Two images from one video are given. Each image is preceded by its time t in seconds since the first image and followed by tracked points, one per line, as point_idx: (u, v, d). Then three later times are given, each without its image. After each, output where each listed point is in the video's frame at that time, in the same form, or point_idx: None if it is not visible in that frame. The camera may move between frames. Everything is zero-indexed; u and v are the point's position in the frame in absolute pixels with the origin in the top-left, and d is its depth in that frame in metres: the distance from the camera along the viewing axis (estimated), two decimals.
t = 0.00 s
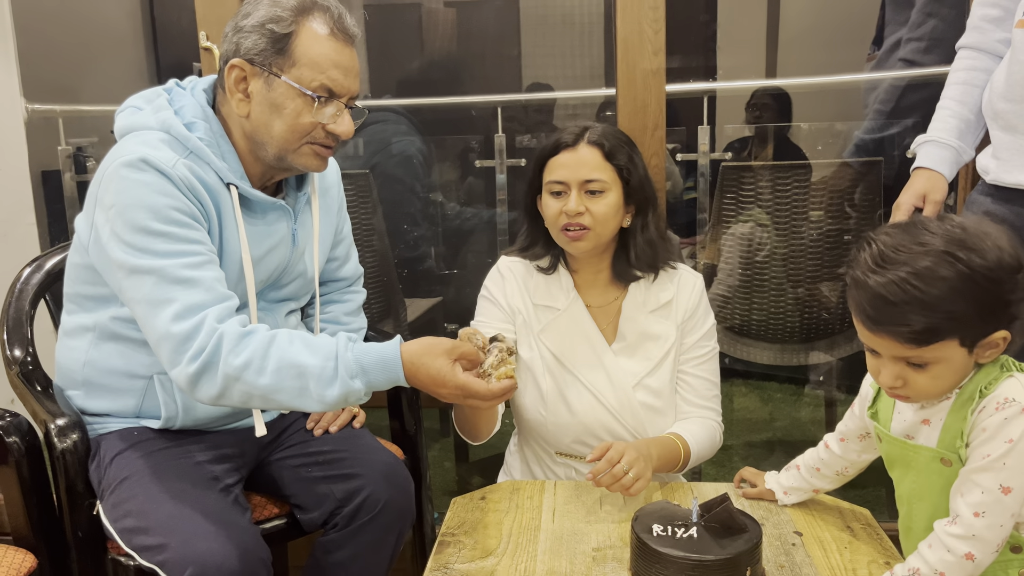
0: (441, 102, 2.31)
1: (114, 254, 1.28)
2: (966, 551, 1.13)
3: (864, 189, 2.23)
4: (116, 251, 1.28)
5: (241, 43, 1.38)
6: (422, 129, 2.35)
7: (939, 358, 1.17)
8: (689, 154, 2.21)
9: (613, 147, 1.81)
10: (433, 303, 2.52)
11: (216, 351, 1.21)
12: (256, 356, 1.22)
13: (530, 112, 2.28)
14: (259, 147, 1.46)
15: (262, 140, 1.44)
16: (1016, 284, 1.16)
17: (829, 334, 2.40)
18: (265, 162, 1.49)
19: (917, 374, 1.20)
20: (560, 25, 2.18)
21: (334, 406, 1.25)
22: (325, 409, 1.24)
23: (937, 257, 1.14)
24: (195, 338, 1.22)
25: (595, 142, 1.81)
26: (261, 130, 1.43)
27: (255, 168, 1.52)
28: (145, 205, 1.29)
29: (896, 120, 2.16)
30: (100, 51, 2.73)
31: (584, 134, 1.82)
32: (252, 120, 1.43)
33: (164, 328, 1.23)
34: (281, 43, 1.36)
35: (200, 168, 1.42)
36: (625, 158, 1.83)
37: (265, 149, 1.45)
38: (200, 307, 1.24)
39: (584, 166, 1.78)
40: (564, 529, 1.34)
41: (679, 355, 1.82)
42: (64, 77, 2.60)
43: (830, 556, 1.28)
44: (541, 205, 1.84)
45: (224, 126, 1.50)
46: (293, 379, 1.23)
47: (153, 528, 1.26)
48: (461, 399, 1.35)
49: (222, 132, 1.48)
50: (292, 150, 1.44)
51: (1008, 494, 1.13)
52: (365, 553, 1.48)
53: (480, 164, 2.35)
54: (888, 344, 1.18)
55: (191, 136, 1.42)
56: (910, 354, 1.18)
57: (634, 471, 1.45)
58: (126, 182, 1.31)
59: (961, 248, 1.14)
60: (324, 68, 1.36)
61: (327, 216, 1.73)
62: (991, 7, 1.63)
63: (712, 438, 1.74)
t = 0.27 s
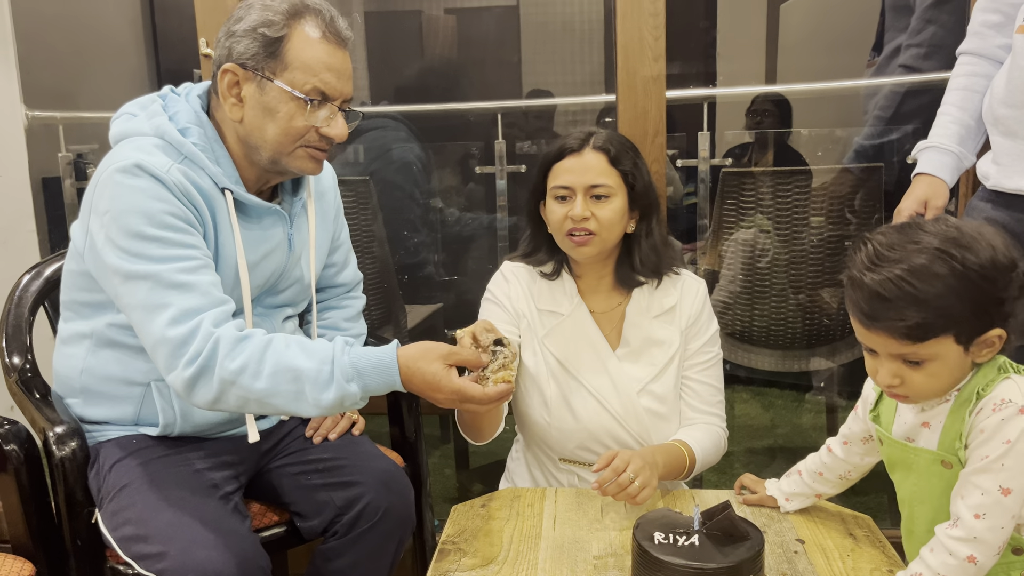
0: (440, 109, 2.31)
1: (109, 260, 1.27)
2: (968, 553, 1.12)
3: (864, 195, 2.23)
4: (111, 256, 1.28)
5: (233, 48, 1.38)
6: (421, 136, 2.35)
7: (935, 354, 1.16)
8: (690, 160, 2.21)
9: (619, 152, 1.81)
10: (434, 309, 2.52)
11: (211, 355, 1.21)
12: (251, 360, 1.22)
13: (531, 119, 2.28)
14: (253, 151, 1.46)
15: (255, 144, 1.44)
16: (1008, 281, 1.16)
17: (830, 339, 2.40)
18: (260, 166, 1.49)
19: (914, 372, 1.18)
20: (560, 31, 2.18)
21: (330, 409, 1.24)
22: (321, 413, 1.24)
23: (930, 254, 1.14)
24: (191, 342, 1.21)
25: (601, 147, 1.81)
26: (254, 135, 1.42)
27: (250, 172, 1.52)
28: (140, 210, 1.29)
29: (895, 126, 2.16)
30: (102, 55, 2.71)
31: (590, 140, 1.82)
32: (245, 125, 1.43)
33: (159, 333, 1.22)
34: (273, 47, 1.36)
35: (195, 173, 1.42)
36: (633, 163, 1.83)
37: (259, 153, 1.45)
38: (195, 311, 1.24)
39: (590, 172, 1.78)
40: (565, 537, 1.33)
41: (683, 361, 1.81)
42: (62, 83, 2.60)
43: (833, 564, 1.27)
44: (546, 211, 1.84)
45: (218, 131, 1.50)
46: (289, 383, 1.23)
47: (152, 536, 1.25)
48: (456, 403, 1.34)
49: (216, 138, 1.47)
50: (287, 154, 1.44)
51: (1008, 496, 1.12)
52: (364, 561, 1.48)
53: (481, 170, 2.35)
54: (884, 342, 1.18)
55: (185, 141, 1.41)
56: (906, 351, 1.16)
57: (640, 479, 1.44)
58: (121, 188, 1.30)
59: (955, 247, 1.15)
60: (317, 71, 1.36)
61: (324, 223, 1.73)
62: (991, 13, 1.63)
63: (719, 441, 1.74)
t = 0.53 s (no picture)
0: (438, 120, 2.31)
1: (102, 271, 1.27)
2: (972, 564, 1.12)
3: (863, 204, 2.23)
4: (105, 267, 1.27)
5: (222, 56, 1.37)
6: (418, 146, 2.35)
7: (934, 357, 1.16)
8: (688, 170, 2.22)
9: (624, 162, 1.80)
10: (433, 319, 2.51)
11: (208, 364, 1.20)
12: (248, 369, 1.21)
13: (529, 128, 2.28)
14: (244, 159, 1.45)
15: (246, 151, 1.43)
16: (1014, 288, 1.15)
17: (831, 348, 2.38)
18: (252, 174, 1.48)
19: (914, 373, 1.18)
20: (558, 40, 2.18)
21: (328, 417, 1.23)
22: (318, 421, 1.23)
23: (938, 256, 1.14)
24: (187, 351, 1.21)
25: (606, 157, 1.80)
26: (245, 142, 1.42)
27: (243, 180, 1.51)
28: (133, 221, 1.28)
29: (893, 135, 2.18)
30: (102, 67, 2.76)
31: (595, 150, 1.81)
32: (236, 132, 1.42)
33: (154, 343, 1.21)
34: (262, 53, 1.35)
35: (187, 183, 1.41)
36: (636, 173, 1.82)
37: (251, 160, 1.44)
38: (190, 320, 1.23)
39: (595, 182, 1.76)
40: (565, 549, 1.32)
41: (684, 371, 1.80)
42: (56, 94, 2.59)
43: None
44: (549, 220, 1.82)
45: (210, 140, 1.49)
46: (286, 392, 1.22)
47: (146, 550, 1.24)
48: (457, 407, 1.32)
49: (208, 148, 1.47)
50: (278, 161, 1.44)
51: (1014, 506, 1.11)
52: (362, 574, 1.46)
53: (480, 180, 2.35)
54: (883, 340, 1.18)
55: (177, 151, 1.41)
56: (905, 351, 1.16)
57: (644, 490, 1.42)
58: (113, 198, 1.30)
59: (964, 251, 1.14)
60: (306, 77, 1.36)
61: (319, 233, 1.72)
62: (988, 22, 1.63)
63: (721, 451, 1.72)
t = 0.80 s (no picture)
0: (431, 146, 2.36)
1: (95, 302, 1.26)
2: None
3: (857, 235, 2.29)
4: (98, 298, 1.26)
5: (216, 84, 1.38)
6: (412, 177, 2.39)
7: (971, 357, 1.15)
8: (684, 198, 2.20)
9: (622, 192, 1.80)
10: (427, 348, 2.50)
11: (203, 395, 1.20)
12: (243, 399, 1.20)
13: (526, 158, 2.34)
14: (238, 187, 1.45)
15: (240, 180, 1.43)
16: None
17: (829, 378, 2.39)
18: (246, 203, 1.48)
19: (946, 373, 1.18)
20: (553, 71, 2.20)
21: (323, 448, 1.22)
22: (314, 452, 1.21)
23: (1004, 261, 1.14)
24: (181, 382, 1.21)
25: (603, 186, 1.79)
26: (238, 170, 1.42)
27: (236, 210, 1.51)
28: (127, 251, 1.27)
29: (885, 166, 2.24)
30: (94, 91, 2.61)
31: (591, 179, 1.80)
32: (229, 161, 1.42)
33: (150, 374, 1.21)
34: (255, 83, 1.35)
35: (180, 212, 1.40)
36: (633, 203, 1.82)
37: (244, 188, 1.44)
38: (185, 351, 1.23)
39: (592, 211, 1.76)
40: None
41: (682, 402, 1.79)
42: (53, 121, 2.58)
43: None
44: (546, 247, 1.81)
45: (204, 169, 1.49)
46: (282, 422, 1.21)
47: None
48: (460, 427, 1.29)
49: (202, 176, 1.46)
50: (271, 189, 1.43)
51: (1016, 534, 1.12)
52: None
53: (475, 209, 2.42)
54: (924, 331, 1.17)
55: (171, 181, 1.40)
56: (943, 345, 1.16)
57: (644, 522, 1.41)
58: (106, 228, 1.29)
59: None
60: (299, 105, 1.37)
61: (311, 263, 1.71)
62: (982, 53, 1.63)
63: (719, 483, 1.71)
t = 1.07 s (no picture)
0: (433, 160, 2.33)
1: (90, 309, 1.24)
2: None
3: (859, 244, 2.25)
4: (93, 305, 1.25)
5: (213, 93, 1.37)
6: (410, 189, 2.37)
7: (1008, 350, 1.13)
8: (682, 211, 2.25)
9: (617, 201, 1.81)
10: (426, 360, 2.49)
11: (200, 402, 1.18)
12: (240, 406, 1.19)
13: (524, 170, 2.30)
14: (235, 196, 1.45)
15: (238, 188, 1.43)
16: None
17: (830, 391, 2.35)
18: (244, 211, 1.48)
19: (990, 375, 1.15)
20: (552, 83, 2.20)
21: (322, 453, 1.21)
22: (312, 457, 1.20)
23: (1000, 252, 1.16)
24: (178, 389, 1.19)
25: (599, 196, 1.80)
26: (236, 178, 1.41)
27: (234, 219, 1.51)
28: (123, 258, 1.27)
29: (886, 176, 2.22)
30: (97, 107, 2.63)
31: (586, 188, 1.81)
32: (227, 168, 1.42)
33: (145, 381, 1.19)
34: (253, 90, 1.35)
35: (176, 220, 1.40)
36: (629, 211, 1.82)
37: (242, 197, 1.44)
38: (182, 358, 1.21)
39: (587, 219, 1.76)
40: None
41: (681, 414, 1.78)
42: (48, 134, 2.56)
43: None
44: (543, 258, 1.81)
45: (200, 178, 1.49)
46: (280, 427, 1.20)
47: None
48: (460, 432, 1.31)
49: (198, 185, 1.46)
50: (270, 197, 1.43)
51: None
52: None
53: (475, 221, 2.36)
54: (956, 338, 1.16)
55: (167, 189, 1.40)
56: (978, 348, 1.15)
57: (638, 535, 1.40)
58: (103, 236, 1.28)
59: None
60: (297, 112, 1.36)
61: (308, 273, 1.71)
62: (981, 63, 1.63)
63: (718, 493, 1.68)
